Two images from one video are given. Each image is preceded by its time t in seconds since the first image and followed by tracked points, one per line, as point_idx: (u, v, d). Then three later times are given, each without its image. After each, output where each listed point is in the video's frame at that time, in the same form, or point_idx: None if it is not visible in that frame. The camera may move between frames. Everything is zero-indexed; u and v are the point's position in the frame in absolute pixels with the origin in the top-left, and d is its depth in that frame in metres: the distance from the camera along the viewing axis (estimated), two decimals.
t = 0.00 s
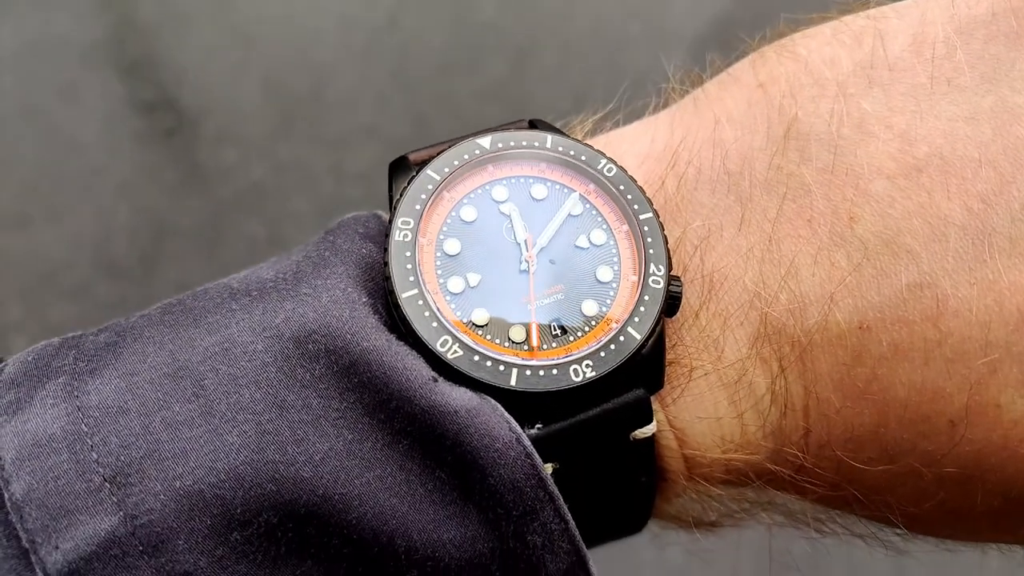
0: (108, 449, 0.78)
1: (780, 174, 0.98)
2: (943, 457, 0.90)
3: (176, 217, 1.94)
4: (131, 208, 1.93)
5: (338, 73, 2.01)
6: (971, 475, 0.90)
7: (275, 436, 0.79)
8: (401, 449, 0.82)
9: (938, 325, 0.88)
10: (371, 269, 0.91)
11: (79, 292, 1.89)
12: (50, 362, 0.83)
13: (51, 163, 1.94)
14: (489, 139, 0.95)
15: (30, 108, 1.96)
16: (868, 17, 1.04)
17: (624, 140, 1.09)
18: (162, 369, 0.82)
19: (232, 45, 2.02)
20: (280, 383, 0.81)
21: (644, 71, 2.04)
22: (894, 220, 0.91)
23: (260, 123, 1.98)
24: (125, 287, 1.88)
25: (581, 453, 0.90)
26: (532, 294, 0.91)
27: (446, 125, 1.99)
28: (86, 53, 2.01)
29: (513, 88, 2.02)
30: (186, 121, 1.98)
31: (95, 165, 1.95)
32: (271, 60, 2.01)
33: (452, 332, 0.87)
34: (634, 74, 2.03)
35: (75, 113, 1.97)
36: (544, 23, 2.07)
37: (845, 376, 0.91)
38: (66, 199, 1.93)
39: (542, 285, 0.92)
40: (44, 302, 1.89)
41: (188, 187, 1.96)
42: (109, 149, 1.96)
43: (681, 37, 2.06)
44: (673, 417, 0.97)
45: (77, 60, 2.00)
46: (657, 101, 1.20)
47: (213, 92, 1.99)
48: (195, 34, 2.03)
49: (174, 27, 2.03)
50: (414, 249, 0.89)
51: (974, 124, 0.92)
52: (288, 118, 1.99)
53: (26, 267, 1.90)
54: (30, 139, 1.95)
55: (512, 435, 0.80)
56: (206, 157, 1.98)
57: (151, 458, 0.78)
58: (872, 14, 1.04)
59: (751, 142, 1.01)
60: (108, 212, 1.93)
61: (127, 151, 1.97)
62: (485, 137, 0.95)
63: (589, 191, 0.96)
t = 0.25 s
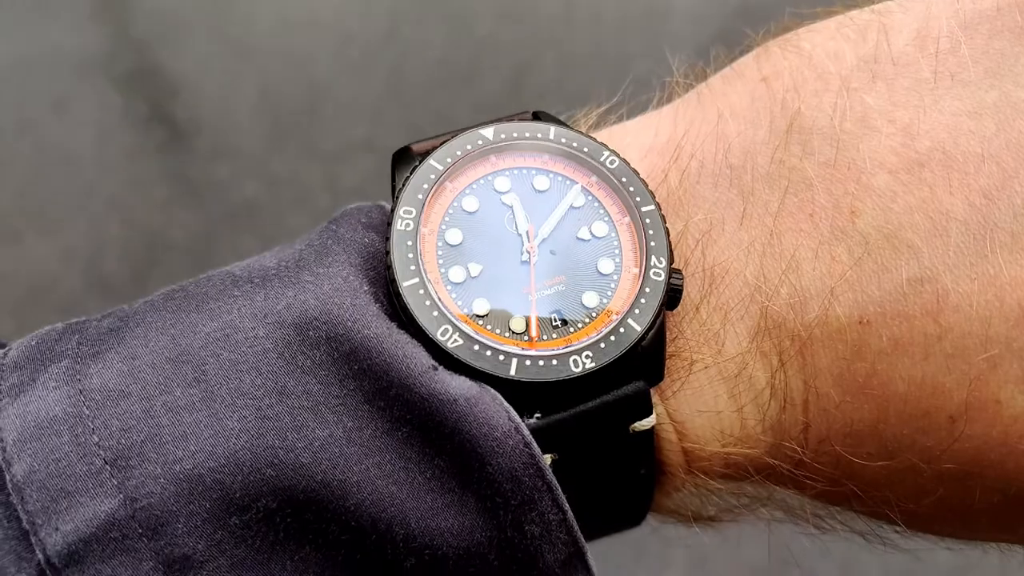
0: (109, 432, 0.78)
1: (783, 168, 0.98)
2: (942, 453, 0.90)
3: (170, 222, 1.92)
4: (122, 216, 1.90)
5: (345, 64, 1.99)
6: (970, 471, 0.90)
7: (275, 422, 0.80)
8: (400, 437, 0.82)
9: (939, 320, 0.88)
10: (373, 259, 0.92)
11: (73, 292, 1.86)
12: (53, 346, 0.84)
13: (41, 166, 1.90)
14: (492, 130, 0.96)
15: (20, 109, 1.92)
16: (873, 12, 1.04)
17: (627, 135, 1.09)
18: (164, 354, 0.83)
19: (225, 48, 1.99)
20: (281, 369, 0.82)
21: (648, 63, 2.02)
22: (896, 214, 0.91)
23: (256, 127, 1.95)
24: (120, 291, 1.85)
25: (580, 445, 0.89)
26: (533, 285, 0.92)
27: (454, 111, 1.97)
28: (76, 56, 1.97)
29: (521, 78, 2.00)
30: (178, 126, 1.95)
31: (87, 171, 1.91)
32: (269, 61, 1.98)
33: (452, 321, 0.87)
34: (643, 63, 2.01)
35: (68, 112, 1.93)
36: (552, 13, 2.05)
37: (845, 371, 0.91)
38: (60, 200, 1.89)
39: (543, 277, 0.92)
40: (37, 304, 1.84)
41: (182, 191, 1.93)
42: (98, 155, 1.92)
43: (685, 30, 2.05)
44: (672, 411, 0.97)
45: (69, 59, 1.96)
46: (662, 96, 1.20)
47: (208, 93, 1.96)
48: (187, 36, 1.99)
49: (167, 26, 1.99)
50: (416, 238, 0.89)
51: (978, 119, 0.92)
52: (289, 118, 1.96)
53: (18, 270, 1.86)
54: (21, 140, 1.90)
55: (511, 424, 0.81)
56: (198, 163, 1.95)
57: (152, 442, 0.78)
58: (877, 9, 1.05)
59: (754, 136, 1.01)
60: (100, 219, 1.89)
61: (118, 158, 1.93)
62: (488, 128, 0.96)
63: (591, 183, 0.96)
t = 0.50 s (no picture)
0: (106, 423, 0.78)
1: (784, 167, 0.98)
2: (941, 454, 0.90)
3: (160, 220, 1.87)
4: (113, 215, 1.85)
5: (349, 53, 1.95)
6: (969, 471, 0.90)
7: (272, 414, 0.80)
8: (397, 431, 0.82)
9: (938, 320, 0.87)
10: (372, 254, 0.92)
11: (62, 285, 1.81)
12: (52, 338, 0.84)
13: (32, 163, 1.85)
14: (492, 125, 0.96)
15: (10, 104, 1.87)
16: (876, 11, 1.04)
17: (628, 132, 1.09)
18: (162, 346, 0.83)
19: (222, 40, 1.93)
20: (278, 361, 0.82)
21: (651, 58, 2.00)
22: (896, 214, 0.91)
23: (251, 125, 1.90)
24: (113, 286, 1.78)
25: (578, 441, 0.89)
26: (531, 280, 0.92)
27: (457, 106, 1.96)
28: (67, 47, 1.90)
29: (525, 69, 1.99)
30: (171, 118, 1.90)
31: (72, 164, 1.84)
32: (262, 54, 1.93)
33: (450, 316, 0.87)
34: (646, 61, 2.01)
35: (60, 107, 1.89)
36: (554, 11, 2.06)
37: (844, 370, 0.91)
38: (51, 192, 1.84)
39: (542, 272, 0.92)
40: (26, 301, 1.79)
41: (177, 187, 1.89)
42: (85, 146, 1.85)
43: (689, 23, 2.02)
44: (670, 408, 0.97)
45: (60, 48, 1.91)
46: (664, 95, 1.20)
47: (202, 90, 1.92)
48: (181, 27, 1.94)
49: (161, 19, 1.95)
50: (415, 233, 0.89)
51: (980, 118, 0.92)
52: (287, 111, 1.92)
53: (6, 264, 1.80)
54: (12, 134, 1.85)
55: (508, 418, 0.81)
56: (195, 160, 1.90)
57: (149, 433, 0.78)
58: (880, 8, 1.04)
59: (755, 134, 1.01)
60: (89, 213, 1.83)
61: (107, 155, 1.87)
62: (488, 124, 0.96)
63: (591, 179, 0.96)
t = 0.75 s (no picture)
0: (110, 423, 0.79)
1: (785, 169, 0.99)
2: (941, 456, 0.90)
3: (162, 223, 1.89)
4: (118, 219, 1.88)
5: (353, 58, 1.97)
6: (969, 474, 0.90)
7: (275, 415, 0.80)
8: (399, 432, 0.83)
9: (939, 322, 0.88)
10: (375, 256, 0.92)
11: (67, 288, 1.83)
12: (57, 339, 0.84)
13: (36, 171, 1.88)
14: (494, 128, 0.96)
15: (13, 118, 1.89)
16: (878, 14, 1.04)
17: (630, 135, 1.09)
18: (166, 347, 0.84)
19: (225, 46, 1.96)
20: (281, 362, 0.82)
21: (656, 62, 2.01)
22: (897, 216, 0.91)
23: (253, 128, 1.91)
24: (111, 289, 1.79)
25: (579, 443, 0.90)
26: (533, 282, 0.92)
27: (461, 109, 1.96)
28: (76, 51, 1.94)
29: (528, 73, 1.99)
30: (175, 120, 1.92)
31: (81, 166, 1.89)
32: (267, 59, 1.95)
33: (452, 318, 0.88)
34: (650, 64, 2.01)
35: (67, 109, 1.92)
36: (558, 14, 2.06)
37: (844, 373, 0.91)
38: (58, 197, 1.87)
39: (544, 274, 0.92)
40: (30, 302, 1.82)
41: (178, 193, 1.91)
42: (92, 151, 1.91)
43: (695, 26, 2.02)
44: (672, 410, 0.97)
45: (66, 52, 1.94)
46: (666, 98, 1.20)
47: (207, 95, 1.93)
48: (185, 31, 1.96)
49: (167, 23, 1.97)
50: (417, 235, 0.90)
51: (980, 121, 0.92)
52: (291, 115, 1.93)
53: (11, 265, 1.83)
54: (17, 141, 1.89)
55: (509, 419, 0.81)
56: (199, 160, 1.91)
57: (153, 433, 0.79)
58: (881, 11, 1.05)
59: (757, 137, 1.02)
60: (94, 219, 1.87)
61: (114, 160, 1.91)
62: (491, 126, 0.96)
63: (592, 182, 0.96)
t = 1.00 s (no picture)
0: (120, 428, 0.79)
1: (790, 172, 0.99)
2: (947, 458, 0.90)
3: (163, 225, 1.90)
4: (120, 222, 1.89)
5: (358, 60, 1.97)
6: (975, 476, 0.90)
7: (284, 419, 0.81)
8: (407, 435, 0.83)
9: (944, 325, 0.88)
10: (382, 259, 0.93)
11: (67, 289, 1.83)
12: (66, 344, 0.85)
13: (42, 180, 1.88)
14: (500, 131, 0.96)
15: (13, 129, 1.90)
16: (883, 16, 1.04)
17: (635, 136, 1.10)
18: (175, 351, 0.84)
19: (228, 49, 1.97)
20: (290, 366, 0.83)
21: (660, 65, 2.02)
22: (902, 219, 0.92)
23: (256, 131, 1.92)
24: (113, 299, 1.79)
25: (586, 445, 0.90)
26: (540, 285, 0.92)
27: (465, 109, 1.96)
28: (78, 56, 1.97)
29: (533, 75, 2.00)
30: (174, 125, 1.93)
31: (78, 171, 1.90)
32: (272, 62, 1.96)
33: (459, 321, 0.88)
34: (653, 64, 2.01)
35: (72, 114, 1.93)
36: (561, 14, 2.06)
37: (849, 375, 0.91)
38: (58, 199, 1.88)
39: (551, 277, 0.93)
40: (31, 303, 1.82)
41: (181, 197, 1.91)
42: (91, 155, 1.92)
43: (697, 30, 2.04)
44: (677, 413, 0.97)
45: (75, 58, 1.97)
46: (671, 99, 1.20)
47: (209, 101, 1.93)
48: (186, 36, 1.97)
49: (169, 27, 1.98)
50: (424, 238, 0.90)
51: (985, 123, 0.92)
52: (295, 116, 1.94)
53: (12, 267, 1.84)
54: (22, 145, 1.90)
55: (517, 423, 0.81)
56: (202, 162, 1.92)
57: (162, 437, 0.79)
58: (886, 13, 1.05)
59: (762, 139, 1.02)
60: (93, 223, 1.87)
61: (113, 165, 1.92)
62: (497, 129, 0.96)
63: (598, 185, 0.97)
